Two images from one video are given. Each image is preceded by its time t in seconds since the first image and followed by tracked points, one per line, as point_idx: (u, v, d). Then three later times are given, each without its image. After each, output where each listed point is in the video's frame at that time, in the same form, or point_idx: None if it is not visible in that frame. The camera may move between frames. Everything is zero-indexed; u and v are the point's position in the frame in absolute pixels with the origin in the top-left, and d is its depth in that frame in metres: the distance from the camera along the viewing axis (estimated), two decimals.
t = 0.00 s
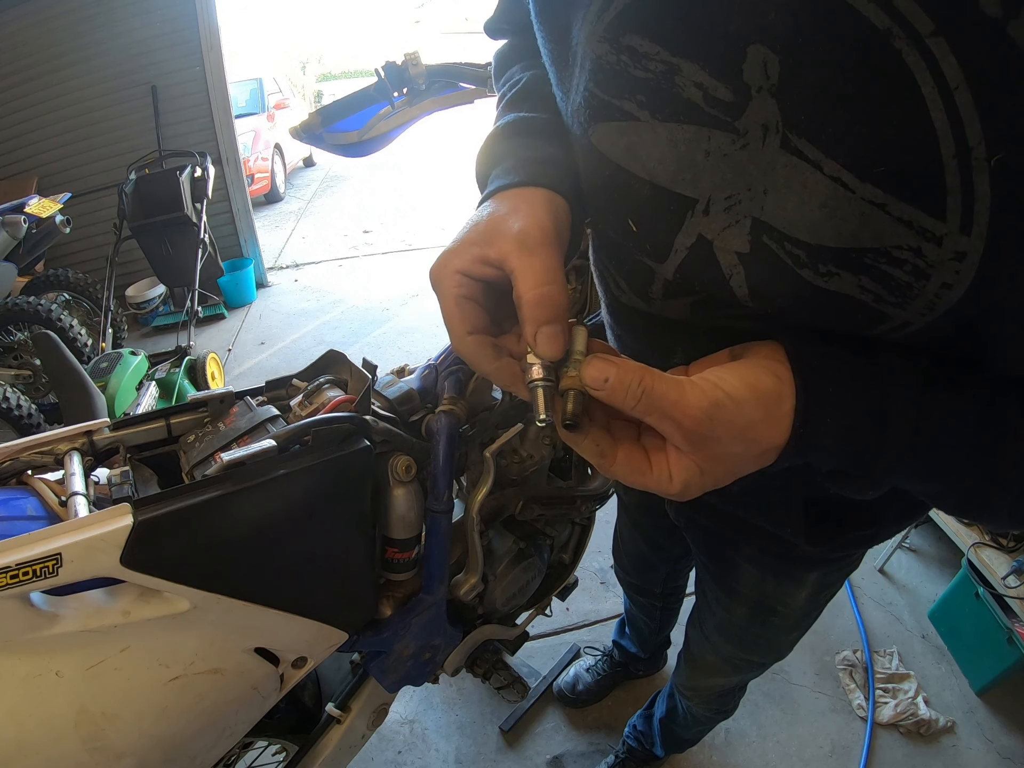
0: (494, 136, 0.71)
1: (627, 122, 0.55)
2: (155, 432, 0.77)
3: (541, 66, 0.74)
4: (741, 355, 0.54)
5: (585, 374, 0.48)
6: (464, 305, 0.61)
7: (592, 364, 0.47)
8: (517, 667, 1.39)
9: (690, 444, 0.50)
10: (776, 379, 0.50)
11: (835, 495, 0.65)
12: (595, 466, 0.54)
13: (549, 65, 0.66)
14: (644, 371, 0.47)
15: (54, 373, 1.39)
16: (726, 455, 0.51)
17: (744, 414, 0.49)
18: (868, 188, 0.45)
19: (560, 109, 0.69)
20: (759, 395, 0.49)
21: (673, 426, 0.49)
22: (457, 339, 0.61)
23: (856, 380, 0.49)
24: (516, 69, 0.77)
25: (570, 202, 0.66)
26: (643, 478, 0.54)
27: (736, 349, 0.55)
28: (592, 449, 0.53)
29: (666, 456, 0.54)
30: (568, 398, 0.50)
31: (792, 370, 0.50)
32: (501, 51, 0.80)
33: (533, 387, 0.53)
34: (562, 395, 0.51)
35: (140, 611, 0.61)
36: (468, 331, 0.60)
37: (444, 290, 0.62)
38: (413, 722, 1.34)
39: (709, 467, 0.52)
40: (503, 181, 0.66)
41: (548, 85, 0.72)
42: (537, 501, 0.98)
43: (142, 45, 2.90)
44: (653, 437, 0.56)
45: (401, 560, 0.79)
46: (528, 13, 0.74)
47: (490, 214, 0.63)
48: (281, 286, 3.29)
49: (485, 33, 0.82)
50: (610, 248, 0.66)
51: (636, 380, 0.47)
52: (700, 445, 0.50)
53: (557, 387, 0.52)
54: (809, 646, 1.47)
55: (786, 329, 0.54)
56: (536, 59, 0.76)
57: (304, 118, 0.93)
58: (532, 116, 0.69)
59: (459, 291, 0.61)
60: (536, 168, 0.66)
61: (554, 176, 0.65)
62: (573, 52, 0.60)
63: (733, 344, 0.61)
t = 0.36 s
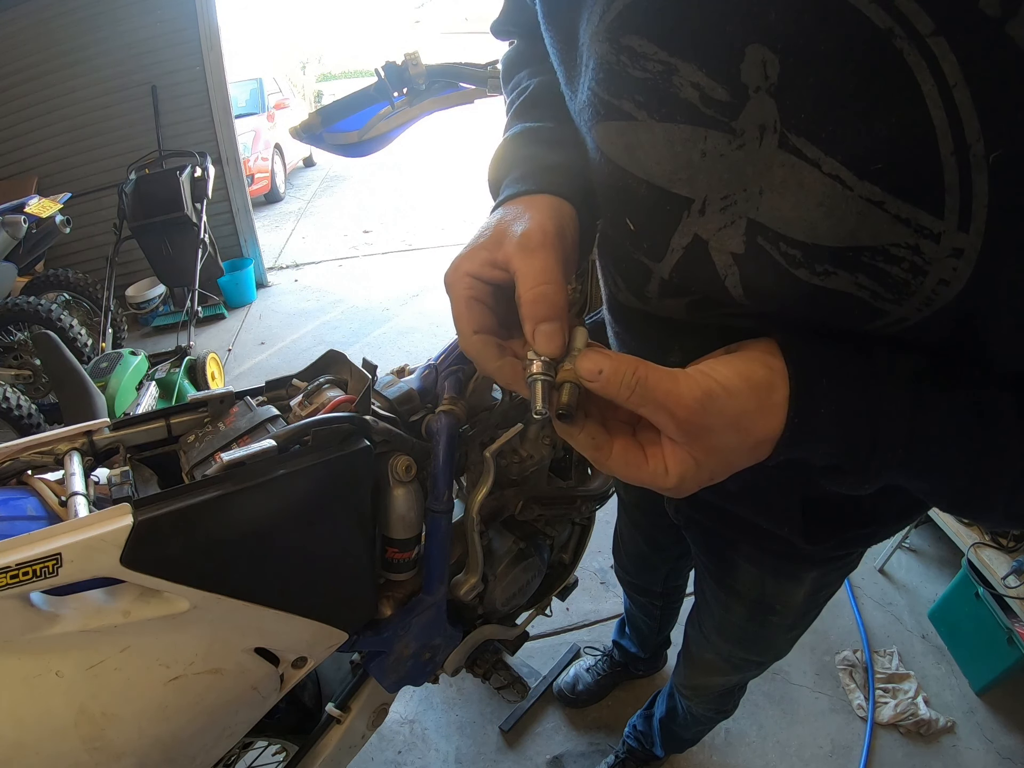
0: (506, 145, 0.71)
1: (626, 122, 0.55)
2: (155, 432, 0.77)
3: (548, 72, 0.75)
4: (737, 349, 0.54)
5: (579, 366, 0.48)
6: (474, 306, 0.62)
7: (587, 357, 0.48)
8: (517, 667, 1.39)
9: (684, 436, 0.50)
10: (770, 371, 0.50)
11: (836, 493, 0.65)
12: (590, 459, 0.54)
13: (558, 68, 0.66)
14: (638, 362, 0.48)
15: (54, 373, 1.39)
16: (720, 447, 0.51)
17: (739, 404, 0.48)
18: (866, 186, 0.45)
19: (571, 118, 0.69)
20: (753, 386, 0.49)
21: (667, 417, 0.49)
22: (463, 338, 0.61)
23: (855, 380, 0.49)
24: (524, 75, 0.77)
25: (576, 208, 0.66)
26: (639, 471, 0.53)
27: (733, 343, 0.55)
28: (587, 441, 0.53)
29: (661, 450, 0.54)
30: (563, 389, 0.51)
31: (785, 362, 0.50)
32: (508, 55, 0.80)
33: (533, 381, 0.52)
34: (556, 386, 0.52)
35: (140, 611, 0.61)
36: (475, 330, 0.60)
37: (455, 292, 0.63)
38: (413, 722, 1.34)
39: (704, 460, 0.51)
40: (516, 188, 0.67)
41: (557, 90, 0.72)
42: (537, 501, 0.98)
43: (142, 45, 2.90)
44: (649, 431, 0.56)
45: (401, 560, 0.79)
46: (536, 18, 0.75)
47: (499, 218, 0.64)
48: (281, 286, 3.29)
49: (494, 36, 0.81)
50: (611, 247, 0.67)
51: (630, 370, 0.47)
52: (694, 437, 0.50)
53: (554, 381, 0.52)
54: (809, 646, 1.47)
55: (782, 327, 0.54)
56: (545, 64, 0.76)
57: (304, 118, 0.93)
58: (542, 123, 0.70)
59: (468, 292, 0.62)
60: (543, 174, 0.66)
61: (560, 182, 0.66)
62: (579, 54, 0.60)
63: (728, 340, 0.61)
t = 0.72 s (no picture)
0: (506, 146, 0.71)
1: (627, 124, 0.55)
2: (155, 432, 0.77)
3: (548, 73, 0.75)
4: (738, 356, 0.54)
5: (581, 376, 0.48)
6: (474, 310, 0.61)
7: (588, 366, 0.48)
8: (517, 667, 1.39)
9: (686, 444, 0.50)
10: (771, 379, 0.50)
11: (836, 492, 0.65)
12: (591, 466, 0.54)
13: (557, 69, 0.66)
14: (639, 372, 0.47)
15: (54, 372, 1.39)
16: (722, 455, 0.51)
17: (740, 413, 0.49)
18: (867, 189, 0.45)
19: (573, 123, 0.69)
20: (754, 394, 0.49)
21: (669, 425, 0.49)
22: (463, 340, 0.61)
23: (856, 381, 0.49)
24: (523, 76, 0.77)
25: (579, 213, 0.65)
26: (640, 478, 0.53)
27: (734, 350, 0.55)
28: (588, 449, 0.53)
29: (663, 457, 0.54)
30: (564, 400, 0.51)
31: (786, 370, 0.50)
32: (507, 56, 0.80)
33: (533, 389, 0.53)
34: (558, 396, 0.52)
35: (140, 611, 0.61)
36: (477, 333, 0.60)
37: (454, 294, 0.63)
38: (413, 722, 1.34)
39: (705, 467, 0.51)
40: (518, 192, 0.67)
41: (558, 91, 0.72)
42: (537, 501, 0.98)
43: (142, 45, 2.90)
44: (650, 437, 0.56)
45: (401, 560, 0.79)
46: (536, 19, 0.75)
47: (501, 222, 0.64)
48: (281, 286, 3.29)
49: (493, 38, 0.82)
50: (612, 249, 0.67)
51: (631, 380, 0.47)
52: (696, 444, 0.50)
53: (555, 390, 0.52)
54: (809, 646, 1.47)
55: (783, 330, 0.54)
56: (547, 66, 0.76)
57: (304, 118, 0.93)
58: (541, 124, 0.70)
59: (469, 295, 0.62)
60: (545, 174, 0.66)
61: (560, 182, 0.66)
62: (578, 55, 0.60)
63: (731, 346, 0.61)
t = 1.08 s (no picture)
0: (507, 145, 0.71)
1: (633, 121, 0.55)
2: (155, 432, 0.77)
3: (548, 73, 0.75)
4: (749, 361, 0.53)
5: (592, 381, 0.47)
6: (478, 311, 0.61)
7: (600, 371, 0.47)
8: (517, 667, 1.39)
9: (700, 451, 0.50)
10: (786, 384, 0.50)
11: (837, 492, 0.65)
12: (602, 474, 0.54)
13: (557, 67, 0.66)
14: (653, 377, 0.47)
15: (54, 372, 1.39)
16: (736, 462, 0.51)
17: (756, 419, 0.48)
18: (880, 187, 0.45)
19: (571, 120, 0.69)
20: (770, 402, 0.49)
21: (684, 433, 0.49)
22: (468, 342, 0.60)
23: (859, 381, 0.49)
24: (522, 76, 0.77)
25: (582, 210, 0.65)
26: (651, 486, 0.54)
27: (744, 354, 0.54)
28: (599, 457, 0.53)
29: (675, 463, 0.53)
30: (577, 405, 0.51)
31: (801, 374, 0.50)
32: (505, 57, 0.80)
33: (544, 395, 0.52)
34: (569, 400, 0.52)
35: (140, 611, 0.61)
36: (481, 336, 0.60)
37: (457, 296, 0.62)
38: (413, 722, 1.34)
39: (718, 474, 0.52)
40: (518, 191, 0.66)
41: (557, 90, 0.72)
42: (537, 501, 0.98)
43: (142, 45, 2.90)
44: (660, 444, 0.56)
45: (401, 560, 0.79)
46: (534, 18, 0.75)
47: (504, 221, 0.63)
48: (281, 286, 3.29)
49: (489, 39, 0.81)
50: (613, 248, 0.66)
51: (645, 385, 0.46)
52: (711, 452, 0.49)
53: (566, 394, 0.52)
54: (809, 646, 1.47)
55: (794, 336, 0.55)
56: (546, 66, 0.76)
57: (304, 118, 0.93)
58: (543, 123, 0.69)
59: (473, 296, 0.62)
60: (548, 172, 0.66)
61: (562, 180, 0.65)
62: (579, 50, 0.60)
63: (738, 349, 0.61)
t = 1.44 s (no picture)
0: (513, 145, 0.70)
1: (638, 118, 0.56)
2: (155, 432, 0.77)
3: (553, 75, 0.75)
4: (754, 356, 0.53)
5: (600, 376, 0.47)
6: (485, 307, 0.61)
7: (608, 366, 0.47)
8: (517, 667, 1.39)
9: (707, 446, 0.49)
10: (793, 379, 0.49)
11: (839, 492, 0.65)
12: (609, 469, 0.54)
13: (560, 65, 0.66)
14: (661, 371, 0.47)
15: (54, 373, 1.39)
16: (743, 458, 0.50)
17: (764, 414, 0.48)
18: (883, 179, 0.45)
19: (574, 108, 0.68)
20: (778, 397, 0.49)
21: (691, 428, 0.48)
22: (474, 338, 0.61)
23: (861, 380, 0.48)
24: (527, 78, 0.77)
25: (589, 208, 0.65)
26: (658, 481, 0.54)
27: (749, 349, 0.54)
28: (606, 452, 0.53)
29: (682, 458, 0.53)
30: (584, 400, 0.50)
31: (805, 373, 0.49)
32: (508, 60, 0.80)
33: (550, 390, 0.52)
34: (575, 395, 0.52)
35: (140, 611, 0.61)
36: (489, 332, 0.60)
37: (463, 291, 0.62)
38: (413, 722, 1.34)
39: (725, 470, 0.51)
40: (525, 187, 0.66)
41: (563, 91, 0.72)
42: (537, 501, 0.98)
43: (142, 45, 2.90)
44: (667, 439, 0.56)
45: (401, 560, 0.79)
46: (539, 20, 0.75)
47: (512, 217, 0.63)
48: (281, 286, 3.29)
49: (493, 41, 0.81)
50: (617, 246, 0.67)
51: (652, 379, 0.46)
52: (717, 447, 0.49)
53: (572, 390, 0.52)
54: (809, 646, 1.47)
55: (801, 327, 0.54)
56: (550, 67, 0.76)
57: (304, 118, 0.93)
58: (551, 123, 0.69)
59: (480, 293, 0.61)
60: (554, 170, 0.66)
61: (567, 177, 0.65)
62: (582, 50, 0.60)
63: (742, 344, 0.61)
